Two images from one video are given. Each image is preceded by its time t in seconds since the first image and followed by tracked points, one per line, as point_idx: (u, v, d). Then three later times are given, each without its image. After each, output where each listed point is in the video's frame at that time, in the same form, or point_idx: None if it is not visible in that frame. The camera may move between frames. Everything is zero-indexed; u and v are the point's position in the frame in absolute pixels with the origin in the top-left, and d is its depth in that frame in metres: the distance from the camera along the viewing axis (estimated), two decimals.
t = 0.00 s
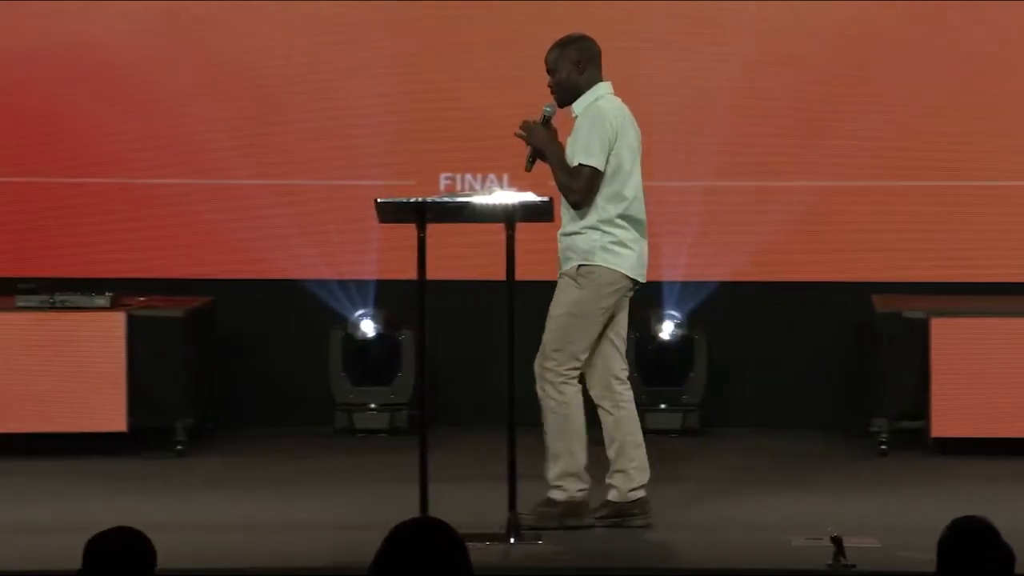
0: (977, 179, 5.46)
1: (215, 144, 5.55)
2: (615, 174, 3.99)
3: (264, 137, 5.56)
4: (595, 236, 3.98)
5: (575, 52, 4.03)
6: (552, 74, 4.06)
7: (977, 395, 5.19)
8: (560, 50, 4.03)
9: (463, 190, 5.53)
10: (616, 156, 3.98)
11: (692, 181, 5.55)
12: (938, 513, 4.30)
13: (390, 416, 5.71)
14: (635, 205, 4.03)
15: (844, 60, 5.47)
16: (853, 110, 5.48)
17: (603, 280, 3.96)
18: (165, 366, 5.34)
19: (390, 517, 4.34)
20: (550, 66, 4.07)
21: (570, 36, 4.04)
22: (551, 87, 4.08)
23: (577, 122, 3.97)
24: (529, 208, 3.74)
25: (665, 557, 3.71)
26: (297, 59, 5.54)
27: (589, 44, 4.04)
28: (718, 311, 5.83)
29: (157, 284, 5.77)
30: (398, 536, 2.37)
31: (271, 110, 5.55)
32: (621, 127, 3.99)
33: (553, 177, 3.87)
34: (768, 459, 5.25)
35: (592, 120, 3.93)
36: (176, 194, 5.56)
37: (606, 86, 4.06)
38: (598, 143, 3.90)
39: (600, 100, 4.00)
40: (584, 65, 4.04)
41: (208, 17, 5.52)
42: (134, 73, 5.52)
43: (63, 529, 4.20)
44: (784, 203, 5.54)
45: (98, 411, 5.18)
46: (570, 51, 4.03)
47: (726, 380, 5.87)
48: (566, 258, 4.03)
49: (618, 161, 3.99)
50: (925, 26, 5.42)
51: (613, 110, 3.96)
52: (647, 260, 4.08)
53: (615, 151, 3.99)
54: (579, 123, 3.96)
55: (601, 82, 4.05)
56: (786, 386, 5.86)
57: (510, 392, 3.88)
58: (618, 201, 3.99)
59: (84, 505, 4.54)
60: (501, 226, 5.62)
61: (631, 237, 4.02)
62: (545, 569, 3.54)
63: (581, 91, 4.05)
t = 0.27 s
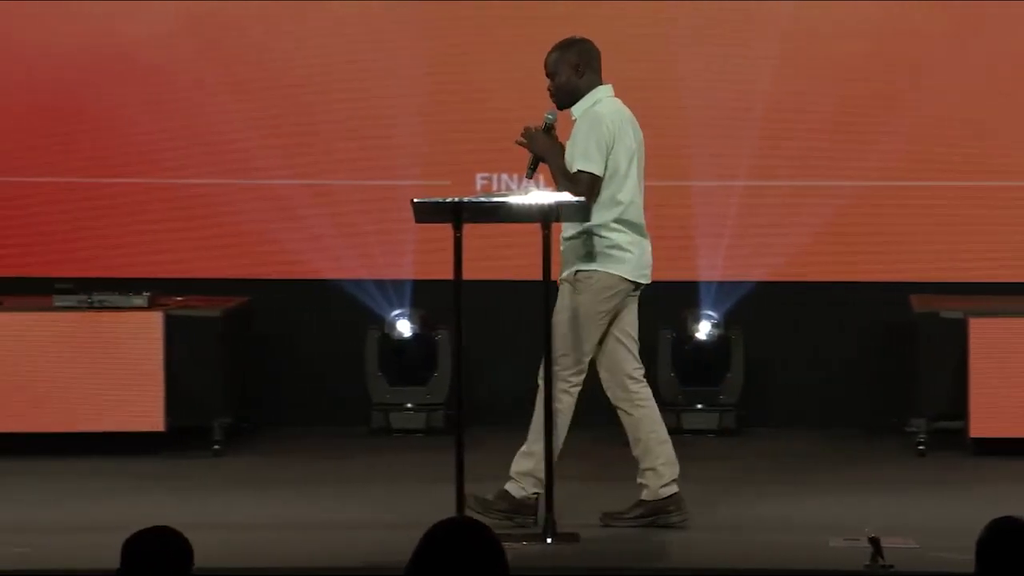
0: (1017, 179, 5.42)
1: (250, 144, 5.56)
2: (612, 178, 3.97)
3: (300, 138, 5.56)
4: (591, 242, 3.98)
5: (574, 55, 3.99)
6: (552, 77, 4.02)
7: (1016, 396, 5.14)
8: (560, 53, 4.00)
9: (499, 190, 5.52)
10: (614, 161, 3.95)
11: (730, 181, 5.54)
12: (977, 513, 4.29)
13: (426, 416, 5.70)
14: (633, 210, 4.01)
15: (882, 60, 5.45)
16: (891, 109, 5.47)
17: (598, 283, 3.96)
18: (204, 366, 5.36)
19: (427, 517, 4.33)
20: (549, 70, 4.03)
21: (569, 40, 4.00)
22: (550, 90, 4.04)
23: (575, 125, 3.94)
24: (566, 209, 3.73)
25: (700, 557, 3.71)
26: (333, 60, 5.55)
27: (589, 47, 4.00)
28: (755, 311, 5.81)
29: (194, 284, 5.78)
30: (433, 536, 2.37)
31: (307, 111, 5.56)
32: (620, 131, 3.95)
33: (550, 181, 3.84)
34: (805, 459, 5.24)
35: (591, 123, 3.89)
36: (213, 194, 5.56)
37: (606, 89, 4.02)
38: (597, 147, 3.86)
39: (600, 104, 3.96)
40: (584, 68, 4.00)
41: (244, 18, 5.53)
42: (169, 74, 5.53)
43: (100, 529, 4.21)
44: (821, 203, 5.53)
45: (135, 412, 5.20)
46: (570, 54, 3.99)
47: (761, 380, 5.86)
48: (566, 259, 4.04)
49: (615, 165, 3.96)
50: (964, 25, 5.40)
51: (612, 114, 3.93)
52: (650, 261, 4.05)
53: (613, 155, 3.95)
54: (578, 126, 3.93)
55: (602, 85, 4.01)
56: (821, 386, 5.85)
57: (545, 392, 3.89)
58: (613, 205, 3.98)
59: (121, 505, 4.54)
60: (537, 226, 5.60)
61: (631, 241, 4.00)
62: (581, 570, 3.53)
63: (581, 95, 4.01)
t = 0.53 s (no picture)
0: None
1: (297, 144, 5.57)
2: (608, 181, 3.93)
3: (347, 138, 5.58)
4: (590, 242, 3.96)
5: (577, 55, 3.94)
6: (554, 75, 3.97)
7: None
8: (563, 51, 3.95)
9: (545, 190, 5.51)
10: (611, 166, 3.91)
11: (777, 181, 5.53)
12: None
13: (473, 416, 5.71)
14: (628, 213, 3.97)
15: (931, 60, 5.43)
16: (941, 109, 5.44)
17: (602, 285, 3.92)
18: (251, 366, 5.37)
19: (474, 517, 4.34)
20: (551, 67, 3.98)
21: (574, 38, 3.95)
22: (551, 87, 3.99)
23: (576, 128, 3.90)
24: (611, 209, 3.73)
25: (745, 557, 3.70)
26: (380, 61, 5.56)
27: (593, 47, 3.95)
28: (803, 312, 5.80)
29: (240, 283, 5.80)
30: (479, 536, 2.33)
31: (354, 113, 5.59)
32: (621, 136, 3.90)
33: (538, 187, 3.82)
34: (852, 459, 5.23)
35: (589, 130, 3.86)
36: (261, 195, 5.59)
37: (608, 90, 3.97)
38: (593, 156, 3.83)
39: (602, 107, 3.91)
40: (586, 68, 3.95)
41: (290, 18, 5.55)
42: (216, 74, 5.55)
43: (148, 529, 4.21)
44: (869, 203, 5.52)
45: (183, 412, 5.22)
46: (573, 53, 3.94)
47: (809, 380, 5.84)
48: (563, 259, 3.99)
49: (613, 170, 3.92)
50: (1014, 24, 5.36)
51: (612, 119, 3.88)
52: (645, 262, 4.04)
53: (613, 161, 3.91)
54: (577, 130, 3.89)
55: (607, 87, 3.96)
56: (870, 386, 5.83)
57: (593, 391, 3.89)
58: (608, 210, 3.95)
59: (169, 504, 4.55)
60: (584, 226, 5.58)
61: (626, 243, 3.97)
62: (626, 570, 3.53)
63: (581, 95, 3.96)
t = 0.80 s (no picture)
0: None
1: (340, 144, 5.58)
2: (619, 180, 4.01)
3: (390, 138, 5.58)
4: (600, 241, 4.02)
5: (583, 55, 4.00)
6: (559, 75, 4.03)
7: None
8: (569, 53, 4.01)
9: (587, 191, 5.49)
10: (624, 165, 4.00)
11: (821, 181, 5.51)
12: None
13: (515, 415, 5.70)
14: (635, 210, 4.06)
15: (975, 60, 5.41)
16: (985, 110, 5.42)
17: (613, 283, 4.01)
18: (293, 365, 5.38)
19: (517, 517, 4.33)
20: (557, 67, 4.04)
21: (580, 38, 4.01)
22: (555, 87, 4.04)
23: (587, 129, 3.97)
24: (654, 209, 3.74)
25: (787, 558, 3.69)
26: (423, 61, 5.57)
27: (599, 46, 4.02)
28: (846, 311, 5.79)
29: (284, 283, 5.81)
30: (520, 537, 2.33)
31: (397, 112, 5.58)
32: (632, 135, 3.98)
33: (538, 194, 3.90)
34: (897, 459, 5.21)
35: (599, 131, 3.94)
36: (304, 195, 5.59)
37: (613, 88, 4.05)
38: (609, 158, 3.91)
39: (610, 107, 3.99)
40: (592, 68, 4.02)
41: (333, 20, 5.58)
42: (259, 75, 5.57)
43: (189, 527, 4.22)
44: (913, 203, 5.50)
45: (225, 412, 5.23)
46: (579, 54, 4.00)
47: (853, 381, 5.82)
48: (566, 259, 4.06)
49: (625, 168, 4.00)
50: None
51: (624, 119, 3.96)
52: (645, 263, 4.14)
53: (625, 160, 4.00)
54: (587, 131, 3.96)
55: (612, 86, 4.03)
56: (914, 386, 5.81)
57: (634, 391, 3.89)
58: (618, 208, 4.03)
59: (211, 503, 4.57)
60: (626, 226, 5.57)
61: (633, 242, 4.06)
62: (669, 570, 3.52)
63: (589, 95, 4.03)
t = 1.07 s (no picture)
0: None
1: (363, 144, 5.59)
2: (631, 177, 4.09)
3: (413, 138, 5.58)
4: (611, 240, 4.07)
5: (584, 57, 4.07)
6: (561, 77, 4.09)
7: None
8: (570, 55, 4.06)
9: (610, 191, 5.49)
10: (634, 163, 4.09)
11: (844, 181, 5.51)
12: None
13: (538, 415, 5.70)
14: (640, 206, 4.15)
15: (999, 60, 5.40)
16: (1008, 110, 5.41)
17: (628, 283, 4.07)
18: (316, 365, 5.39)
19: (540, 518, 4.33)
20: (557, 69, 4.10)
21: (579, 40, 4.07)
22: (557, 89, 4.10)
23: (598, 130, 4.05)
24: (680, 208, 3.73)
25: (811, 558, 3.69)
26: (447, 61, 5.58)
27: (597, 47, 4.08)
28: (870, 312, 5.78)
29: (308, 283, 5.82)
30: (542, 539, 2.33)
31: (420, 113, 5.59)
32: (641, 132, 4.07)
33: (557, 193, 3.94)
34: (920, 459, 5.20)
35: (612, 132, 4.02)
36: (327, 195, 5.59)
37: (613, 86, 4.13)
38: (628, 157, 3.99)
39: (616, 107, 4.07)
40: (594, 68, 4.08)
41: (357, 22, 5.60)
42: (283, 75, 5.58)
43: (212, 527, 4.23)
44: (936, 203, 5.49)
45: (248, 412, 5.24)
46: (579, 55, 4.06)
47: (876, 381, 5.81)
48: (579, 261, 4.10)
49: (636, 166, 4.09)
50: None
51: (633, 118, 4.05)
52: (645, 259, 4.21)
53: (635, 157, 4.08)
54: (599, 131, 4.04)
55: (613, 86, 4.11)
56: (937, 387, 5.80)
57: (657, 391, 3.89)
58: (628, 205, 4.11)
59: (234, 503, 4.58)
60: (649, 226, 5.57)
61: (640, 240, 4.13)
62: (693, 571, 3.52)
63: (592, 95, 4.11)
